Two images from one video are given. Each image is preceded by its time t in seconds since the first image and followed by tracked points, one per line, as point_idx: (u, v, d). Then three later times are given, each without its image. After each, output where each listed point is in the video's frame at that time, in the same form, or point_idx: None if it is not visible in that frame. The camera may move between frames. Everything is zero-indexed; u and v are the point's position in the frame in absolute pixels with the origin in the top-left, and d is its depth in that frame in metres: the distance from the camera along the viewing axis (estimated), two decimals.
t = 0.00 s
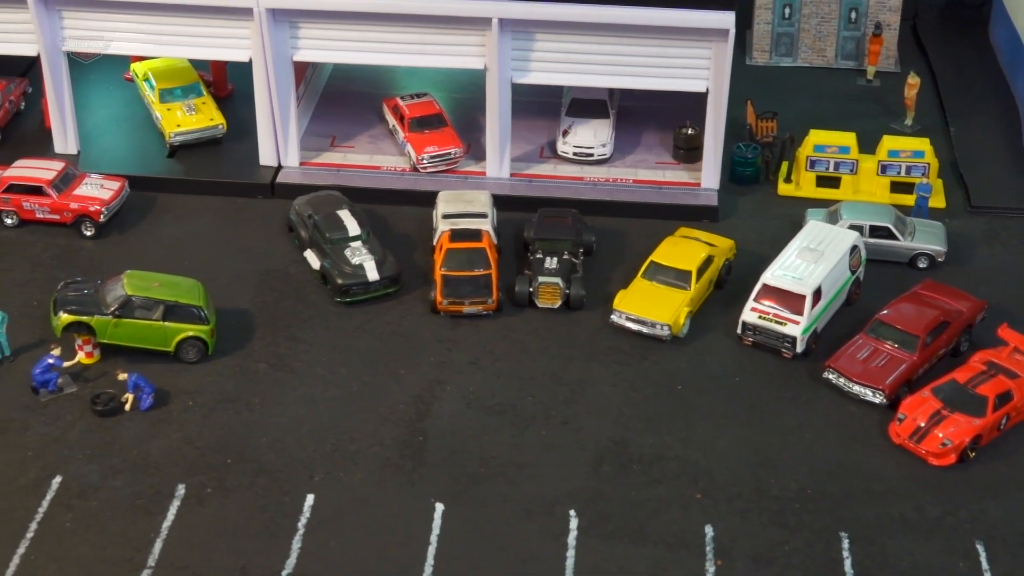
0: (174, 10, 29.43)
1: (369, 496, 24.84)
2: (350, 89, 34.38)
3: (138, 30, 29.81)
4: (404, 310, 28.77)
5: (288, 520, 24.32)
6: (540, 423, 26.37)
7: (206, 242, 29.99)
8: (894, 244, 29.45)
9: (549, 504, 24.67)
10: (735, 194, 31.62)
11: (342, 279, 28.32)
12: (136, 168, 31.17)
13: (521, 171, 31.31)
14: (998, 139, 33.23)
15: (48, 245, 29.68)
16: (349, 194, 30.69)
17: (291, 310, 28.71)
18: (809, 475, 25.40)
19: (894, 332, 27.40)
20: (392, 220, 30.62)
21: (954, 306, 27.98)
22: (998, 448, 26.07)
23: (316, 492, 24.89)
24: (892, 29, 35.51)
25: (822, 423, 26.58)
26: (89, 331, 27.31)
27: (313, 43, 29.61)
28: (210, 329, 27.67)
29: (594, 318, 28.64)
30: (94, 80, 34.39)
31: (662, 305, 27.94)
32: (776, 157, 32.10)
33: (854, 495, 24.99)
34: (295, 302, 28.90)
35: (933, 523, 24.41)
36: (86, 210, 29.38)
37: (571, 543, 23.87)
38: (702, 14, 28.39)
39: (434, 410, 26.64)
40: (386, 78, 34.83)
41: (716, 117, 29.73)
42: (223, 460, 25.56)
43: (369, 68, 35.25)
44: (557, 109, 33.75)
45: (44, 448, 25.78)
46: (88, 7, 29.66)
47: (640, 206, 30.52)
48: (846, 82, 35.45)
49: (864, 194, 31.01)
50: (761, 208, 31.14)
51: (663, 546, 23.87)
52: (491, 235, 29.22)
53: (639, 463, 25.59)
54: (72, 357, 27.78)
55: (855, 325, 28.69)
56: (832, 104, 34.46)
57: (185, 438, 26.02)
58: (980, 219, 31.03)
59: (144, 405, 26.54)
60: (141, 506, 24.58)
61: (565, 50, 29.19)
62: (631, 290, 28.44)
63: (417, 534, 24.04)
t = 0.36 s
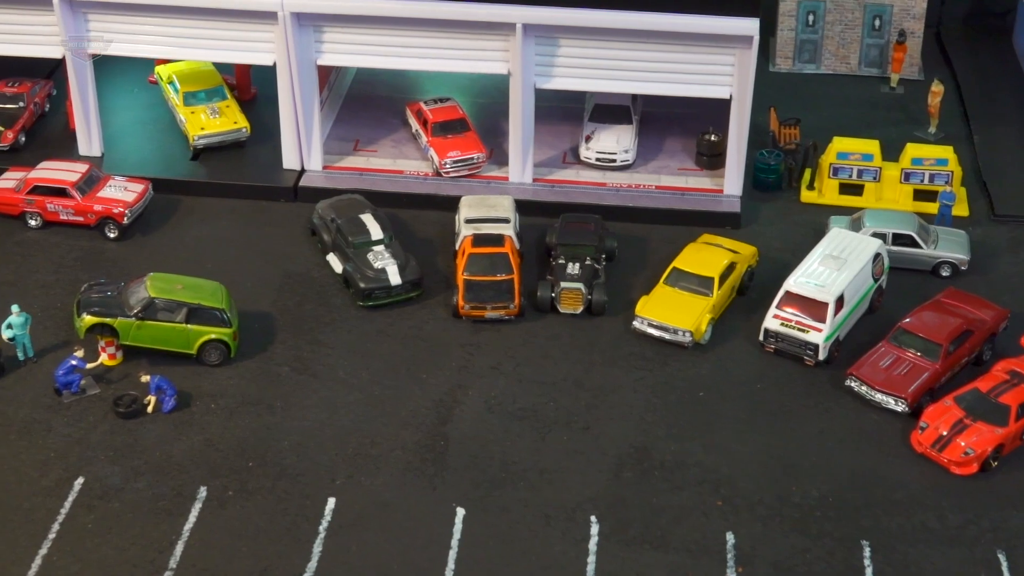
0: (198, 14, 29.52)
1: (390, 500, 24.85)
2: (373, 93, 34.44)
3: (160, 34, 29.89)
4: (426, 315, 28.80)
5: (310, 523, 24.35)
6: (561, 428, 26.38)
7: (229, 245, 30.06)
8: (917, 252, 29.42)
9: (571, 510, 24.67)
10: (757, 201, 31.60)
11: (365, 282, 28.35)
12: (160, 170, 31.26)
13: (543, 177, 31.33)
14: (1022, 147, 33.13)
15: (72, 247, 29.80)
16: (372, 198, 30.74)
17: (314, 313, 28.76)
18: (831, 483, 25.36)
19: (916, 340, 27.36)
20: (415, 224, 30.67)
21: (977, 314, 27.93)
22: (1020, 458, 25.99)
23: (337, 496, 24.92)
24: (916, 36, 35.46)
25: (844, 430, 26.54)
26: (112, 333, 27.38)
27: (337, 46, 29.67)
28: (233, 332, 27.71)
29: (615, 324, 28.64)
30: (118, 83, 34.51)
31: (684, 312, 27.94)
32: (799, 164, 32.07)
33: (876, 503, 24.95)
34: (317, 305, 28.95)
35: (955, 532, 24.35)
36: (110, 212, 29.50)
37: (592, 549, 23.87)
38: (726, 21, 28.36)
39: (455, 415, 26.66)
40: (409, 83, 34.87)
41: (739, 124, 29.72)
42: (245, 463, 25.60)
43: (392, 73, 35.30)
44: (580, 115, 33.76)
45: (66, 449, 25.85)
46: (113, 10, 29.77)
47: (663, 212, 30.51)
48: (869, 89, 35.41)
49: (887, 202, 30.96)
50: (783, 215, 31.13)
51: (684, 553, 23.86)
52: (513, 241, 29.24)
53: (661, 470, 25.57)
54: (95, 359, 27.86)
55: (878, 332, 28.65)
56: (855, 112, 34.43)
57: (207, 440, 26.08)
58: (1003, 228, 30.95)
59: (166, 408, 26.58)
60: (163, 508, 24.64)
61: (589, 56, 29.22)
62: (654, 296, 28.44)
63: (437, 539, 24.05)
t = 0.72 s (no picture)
0: (221, 22, 29.63)
1: (410, 508, 24.88)
2: (395, 102, 34.53)
3: (183, 41, 29.99)
4: (446, 323, 28.84)
5: (330, 531, 24.38)
6: (581, 438, 26.39)
7: (250, 252, 30.14)
8: (938, 264, 29.41)
9: (590, 520, 24.68)
10: (779, 212, 31.61)
11: (385, 291, 28.40)
12: (182, 178, 31.38)
13: (564, 186, 31.38)
14: None
15: (94, 253, 29.93)
16: (393, 207, 30.81)
17: (335, 321, 28.82)
18: (851, 495, 25.33)
19: (937, 353, 27.33)
20: (435, 232, 30.73)
21: (998, 327, 27.91)
22: None
23: (357, 504, 24.95)
24: (938, 48, 35.44)
25: (864, 443, 26.50)
26: (134, 339, 27.46)
27: (360, 55, 29.74)
28: (254, 339, 27.77)
29: (636, 334, 28.65)
30: (140, 90, 34.64)
31: (705, 322, 27.94)
32: (820, 176, 32.06)
33: (896, 516, 24.90)
34: (338, 313, 29.01)
35: (975, 545, 24.28)
36: (132, 219, 29.59)
37: (612, 559, 23.86)
38: (749, 32, 28.36)
39: (475, 423, 26.68)
40: (431, 92, 34.95)
41: (761, 134, 29.75)
42: (265, 470, 25.65)
43: (414, 82, 35.39)
44: (602, 125, 33.80)
45: (87, 455, 25.93)
46: (135, 17, 29.88)
47: (683, 222, 30.53)
48: (891, 101, 35.42)
49: (908, 214, 30.94)
50: (804, 226, 31.13)
51: (704, 563, 23.84)
52: (534, 250, 29.28)
53: (680, 480, 25.56)
54: (116, 365, 27.95)
55: (899, 345, 28.62)
56: (877, 123, 34.43)
57: (228, 447, 26.13)
58: None
59: (187, 414, 26.64)
60: (184, 514, 24.69)
61: (611, 66, 29.27)
62: (674, 307, 28.45)
63: (457, 548, 24.07)
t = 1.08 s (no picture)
0: (243, 25, 29.71)
1: (428, 512, 24.89)
2: (415, 106, 34.59)
3: (203, 44, 30.09)
4: (466, 328, 28.87)
5: (348, 534, 24.41)
6: (599, 443, 26.38)
7: (269, 256, 30.20)
8: (959, 271, 29.38)
9: (609, 525, 24.66)
10: (799, 219, 31.60)
11: (405, 295, 28.43)
12: (203, 181, 31.48)
13: (584, 192, 31.41)
14: None
15: (114, 256, 30.04)
16: (413, 211, 30.86)
17: (354, 325, 28.86)
18: (870, 502, 25.28)
19: (956, 360, 27.30)
20: (455, 237, 30.78)
21: (1018, 335, 27.88)
22: None
23: (376, 507, 24.97)
24: (959, 55, 35.39)
25: (883, 450, 26.44)
26: (154, 341, 27.53)
27: (381, 59, 29.83)
28: (273, 342, 27.82)
29: (655, 340, 28.64)
30: (162, 92, 34.75)
31: (724, 328, 27.93)
32: (841, 182, 32.03)
33: (915, 523, 24.83)
34: (357, 317, 29.04)
35: (995, 553, 24.19)
36: (153, 222, 29.67)
37: (630, 565, 23.84)
38: (770, 38, 28.38)
39: (494, 428, 26.69)
40: (451, 96, 35.01)
41: (782, 141, 29.75)
42: (284, 473, 25.69)
43: (435, 86, 35.46)
44: (622, 130, 33.82)
45: (107, 456, 25.99)
46: (156, 21, 29.98)
47: (703, 228, 30.53)
48: (912, 108, 35.41)
49: (928, 221, 30.94)
50: (824, 233, 31.11)
51: (722, 570, 23.80)
52: (554, 255, 29.30)
53: (699, 486, 25.53)
54: (136, 367, 28.02)
55: (919, 352, 28.58)
56: (897, 130, 34.41)
57: (247, 450, 26.18)
58: None
59: (206, 417, 26.69)
60: (203, 517, 24.74)
61: (632, 71, 29.31)
62: (694, 312, 28.44)
63: (475, 552, 24.07)
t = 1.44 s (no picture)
0: (265, 27, 29.78)
1: (448, 515, 24.91)
2: (436, 109, 34.63)
3: (225, 46, 30.17)
4: (485, 331, 28.89)
5: (368, 536, 24.44)
6: (619, 448, 26.38)
7: (289, 258, 30.25)
8: (979, 277, 29.40)
9: (628, 529, 24.66)
10: (819, 224, 31.59)
11: (425, 297, 28.46)
12: (224, 182, 31.55)
13: (605, 196, 31.43)
14: None
15: (135, 256, 30.14)
16: (433, 214, 30.91)
17: (374, 327, 28.90)
18: (890, 508, 25.23)
19: (977, 366, 27.26)
20: (476, 240, 30.83)
21: None
22: None
23: (395, 510, 25.00)
24: (981, 61, 35.34)
25: (903, 456, 26.39)
26: (175, 342, 27.60)
27: (402, 61, 29.88)
28: (294, 344, 27.85)
29: (675, 344, 28.63)
30: (183, 94, 34.85)
31: (744, 333, 27.92)
32: (862, 188, 32.01)
33: (935, 529, 24.78)
34: (377, 319, 29.08)
35: (1016, 560, 24.13)
36: (174, 223, 29.75)
37: (649, 569, 23.84)
38: (792, 43, 28.38)
39: (514, 431, 26.70)
40: (472, 99, 35.02)
41: (803, 146, 29.73)
42: (304, 474, 25.73)
43: (456, 89, 35.49)
44: (643, 135, 33.83)
45: (127, 457, 26.06)
46: (179, 22, 30.06)
47: (724, 233, 30.52)
48: (933, 114, 35.38)
49: (949, 227, 30.90)
50: (845, 238, 31.09)
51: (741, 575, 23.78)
52: (574, 259, 29.31)
53: (719, 491, 25.51)
54: (157, 368, 28.08)
55: (939, 358, 28.55)
56: (919, 136, 34.37)
57: (267, 451, 26.22)
58: None
59: (226, 418, 26.74)
60: (222, 517, 24.78)
61: (653, 76, 29.34)
62: (714, 317, 28.43)
63: (494, 555, 24.08)
